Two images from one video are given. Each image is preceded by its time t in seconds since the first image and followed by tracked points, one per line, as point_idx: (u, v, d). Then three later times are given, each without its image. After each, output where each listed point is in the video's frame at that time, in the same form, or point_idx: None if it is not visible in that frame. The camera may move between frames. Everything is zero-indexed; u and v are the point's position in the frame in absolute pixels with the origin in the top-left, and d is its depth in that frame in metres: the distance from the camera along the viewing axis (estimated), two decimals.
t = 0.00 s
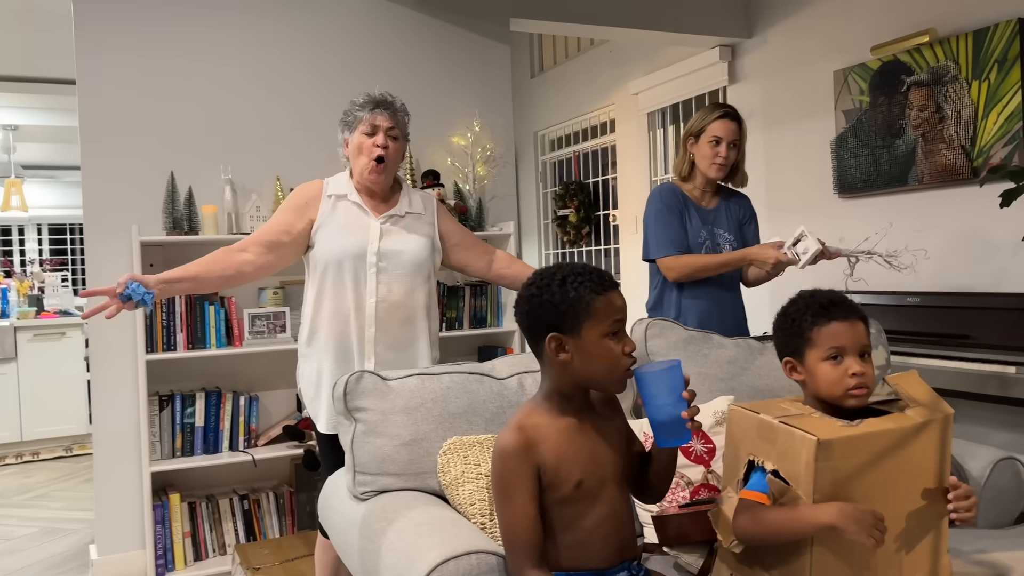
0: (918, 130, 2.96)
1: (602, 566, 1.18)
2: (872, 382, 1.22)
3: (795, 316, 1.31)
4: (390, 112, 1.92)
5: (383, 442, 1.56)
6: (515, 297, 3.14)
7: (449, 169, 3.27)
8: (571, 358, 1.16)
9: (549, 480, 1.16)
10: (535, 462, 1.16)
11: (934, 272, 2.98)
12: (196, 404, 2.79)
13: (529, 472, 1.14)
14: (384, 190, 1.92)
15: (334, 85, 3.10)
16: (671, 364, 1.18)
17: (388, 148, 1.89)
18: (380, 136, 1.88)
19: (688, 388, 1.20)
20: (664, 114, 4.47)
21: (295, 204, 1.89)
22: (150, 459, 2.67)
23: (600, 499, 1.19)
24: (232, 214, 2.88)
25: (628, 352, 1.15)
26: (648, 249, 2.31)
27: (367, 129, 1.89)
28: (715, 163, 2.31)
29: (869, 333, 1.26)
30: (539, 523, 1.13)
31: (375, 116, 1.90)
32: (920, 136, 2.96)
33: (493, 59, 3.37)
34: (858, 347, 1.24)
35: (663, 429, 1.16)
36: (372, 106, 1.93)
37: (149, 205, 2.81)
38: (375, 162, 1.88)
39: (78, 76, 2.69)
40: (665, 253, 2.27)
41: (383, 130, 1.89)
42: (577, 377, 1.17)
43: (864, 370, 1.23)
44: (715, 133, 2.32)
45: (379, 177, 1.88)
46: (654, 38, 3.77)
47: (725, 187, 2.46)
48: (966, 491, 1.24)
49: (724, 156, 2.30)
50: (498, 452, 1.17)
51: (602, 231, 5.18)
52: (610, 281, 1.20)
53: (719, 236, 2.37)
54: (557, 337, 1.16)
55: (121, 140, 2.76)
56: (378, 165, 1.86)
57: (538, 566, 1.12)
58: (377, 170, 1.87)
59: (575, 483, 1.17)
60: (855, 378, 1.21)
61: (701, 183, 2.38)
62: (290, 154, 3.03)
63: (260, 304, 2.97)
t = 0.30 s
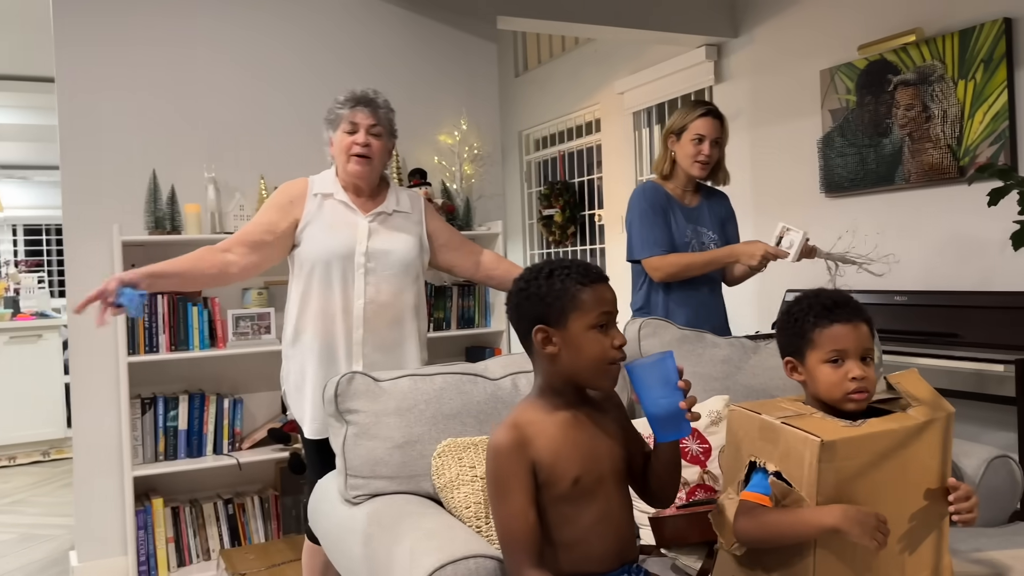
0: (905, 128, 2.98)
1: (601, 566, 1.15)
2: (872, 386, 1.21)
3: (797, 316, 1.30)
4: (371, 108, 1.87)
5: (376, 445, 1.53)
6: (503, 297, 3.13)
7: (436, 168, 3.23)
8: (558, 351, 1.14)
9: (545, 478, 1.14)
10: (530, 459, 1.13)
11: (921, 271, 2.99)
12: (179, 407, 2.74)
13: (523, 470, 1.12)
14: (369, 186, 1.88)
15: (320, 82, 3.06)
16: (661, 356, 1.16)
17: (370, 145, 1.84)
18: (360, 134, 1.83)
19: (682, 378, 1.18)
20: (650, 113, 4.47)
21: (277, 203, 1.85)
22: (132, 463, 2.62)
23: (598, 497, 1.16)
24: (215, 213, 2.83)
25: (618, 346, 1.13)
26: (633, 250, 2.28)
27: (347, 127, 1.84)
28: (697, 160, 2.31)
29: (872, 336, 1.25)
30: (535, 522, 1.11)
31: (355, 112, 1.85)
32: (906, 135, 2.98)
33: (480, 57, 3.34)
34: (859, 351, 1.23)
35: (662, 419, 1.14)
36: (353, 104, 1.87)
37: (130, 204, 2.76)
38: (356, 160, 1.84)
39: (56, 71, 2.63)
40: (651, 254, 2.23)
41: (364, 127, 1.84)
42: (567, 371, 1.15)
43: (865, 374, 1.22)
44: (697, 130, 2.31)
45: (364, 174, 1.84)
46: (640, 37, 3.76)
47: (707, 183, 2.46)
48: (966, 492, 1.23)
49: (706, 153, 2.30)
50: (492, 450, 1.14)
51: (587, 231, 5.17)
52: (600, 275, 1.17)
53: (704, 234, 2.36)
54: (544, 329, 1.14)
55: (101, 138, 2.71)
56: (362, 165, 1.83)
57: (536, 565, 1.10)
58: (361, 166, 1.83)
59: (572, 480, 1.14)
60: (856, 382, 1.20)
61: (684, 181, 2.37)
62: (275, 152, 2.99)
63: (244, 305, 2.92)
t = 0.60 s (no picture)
0: (895, 125, 2.98)
1: (597, 563, 1.12)
2: (875, 391, 1.20)
3: (802, 316, 1.28)
4: (353, 106, 1.81)
5: (368, 444, 1.50)
6: (494, 295, 3.11)
7: (425, 165, 3.20)
8: (540, 347, 1.13)
9: (536, 474, 1.11)
10: (519, 456, 1.11)
11: (911, 268, 2.99)
12: (165, 408, 2.70)
13: (513, 467, 1.10)
14: (354, 184, 1.85)
15: (308, 79, 3.02)
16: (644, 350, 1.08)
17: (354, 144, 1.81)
18: (343, 134, 1.80)
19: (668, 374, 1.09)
20: (639, 111, 4.46)
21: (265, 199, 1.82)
22: (117, 465, 2.58)
23: (593, 493, 1.13)
24: (201, 211, 2.79)
25: (600, 344, 1.09)
26: (621, 249, 2.26)
27: (330, 126, 1.81)
28: (682, 157, 2.29)
29: (876, 340, 1.24)
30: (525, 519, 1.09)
31: (336, 109, 1.80)
32: (897, 133, 2.98)
33: (470, 54, 3.32)
34: (864, 355, 1.21)
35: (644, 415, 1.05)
36: (334, 102, 1.82)
37: (114, 202, 2.71)
38: (340, 158, 1.81)
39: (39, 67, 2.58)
40: (639, 253, 2.22)
41: (347, 125, 1.81)
42: (551, 368, 1.13)
43: (868, 378, 1.21)
44: (683, 127, 2.29)
45: (349, 171, 1.81)
46: (630, 35, 3.75)
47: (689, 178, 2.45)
48: (960, 488, 1.21)
49: (692, 151, 2.29)
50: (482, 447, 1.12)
51: (577, 229, 5.16)
52: (588, 271, 1.15)
53: (690, 231, 2.35)
54: (525, 324, 1.14)
55: (85, 135, 2.66)
56: (346, 164, 1.80)
57: (524, 562, 1.07)
58: (346, 164, 1.80)
59: (564, 477, 1.11)
60: (857, 387, 1.19)
61: (667, 177, 2.36)
62: (262, 148, 2.95)
63: (230, 304, 2.88)
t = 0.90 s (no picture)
0: (887, 123, 2.97)
1: (589, 569, 1.10)
2: (884, 390, 1.19)
3: (816, 311, 1.27)
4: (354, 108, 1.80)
5: (359, 445, 1.47)
6: (485, 295, 3.09)
7: (416, 164, 3.17)
8: (527, 345, 1.11)
9: (527, 478, 1.09)
10: (510, 460, 1.08)
11: (903, 266, 2.99)
12: (152, 410, 2.67)
13: (502, 471, 1.07)
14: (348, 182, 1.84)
15: (296, 76, 2.99)
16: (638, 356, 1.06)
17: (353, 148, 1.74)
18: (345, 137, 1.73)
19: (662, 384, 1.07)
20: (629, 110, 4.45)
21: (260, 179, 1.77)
22: (103, 468, 2.54)
23: (586, 497, 1.10)
24: (188, 210, 2.76)
25: (586, 345, 1.06)
26: (610, 249, 2.24)
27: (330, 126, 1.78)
28: (674, 158, 2.28)
29: (889, 339, 1.22)
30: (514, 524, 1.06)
31: (337, 109, 1.78)
32: (889, 130, 2.97)
33: (461, 51, 3.29)
34: (877, 354, 1.20)
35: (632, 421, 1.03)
36: (334, 102, 1.79)
37: (99, 202, 2.67)
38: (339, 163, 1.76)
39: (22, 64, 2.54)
40: (630, 253, 2.19)
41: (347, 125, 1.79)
42: (538, 368, 1.11)
43: (879, 377, 1.19)
44: (679, 128, 2.27)
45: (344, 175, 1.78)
46: (621, 33, 3.73)
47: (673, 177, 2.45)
48: (960, 494, 1.19)
49: (685, 152, 2.28)
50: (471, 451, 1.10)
51: (567, 229, 5.15)
52: (581, 269, 1.12)
53: (676, 230, 2.33)
54: (514, 322, 1.12)
55: (70, 133, 2.62)
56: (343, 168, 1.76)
57: (511, 565, 1.05)
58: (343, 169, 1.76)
59: (556, 481, 1.09)
60: (869, 385, 1.17)
61: (655, 176, 2.35)
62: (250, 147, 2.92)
63: (218, 305, 2.84)
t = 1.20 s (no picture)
0: (884, 118, 2.94)
1: None
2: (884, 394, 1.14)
3: (807, 317, 1.22)
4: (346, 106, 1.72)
5: (346, 451, 1.42)
6: (477, 294, 3.04)
7: (406, 161, 3.10)
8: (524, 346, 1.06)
9: (518, 490, 1.04)
10: (500, 471, 1.03)
11: (901, 263, 2.95)
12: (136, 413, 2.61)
13: (491, 482, 1.02)
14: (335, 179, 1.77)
15: (283, 72, 2.93)
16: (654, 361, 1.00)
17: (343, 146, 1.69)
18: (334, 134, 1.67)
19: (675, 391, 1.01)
20: (622, 107, 4.41)
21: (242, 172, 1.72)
22: (86, 473, 2.48)
23: (583, 512, 1.05)
24: (173, 209, 2.70)
25: (582, 345, 1.00)
26: (602, 249, 2.18)
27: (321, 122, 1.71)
28: (667, 154, 2.23)
29: (886, 341, 1.17)
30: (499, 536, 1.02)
31: (330, 106, 1.71)
32: (885, 126, 2.94)
33: (451, 46, 3.24)
34: (875, 357, 1.15)
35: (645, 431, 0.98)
36: (328, 98, 1.72)
37: (81, 200, 2.61)
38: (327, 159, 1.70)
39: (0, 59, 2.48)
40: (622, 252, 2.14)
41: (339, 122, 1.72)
42: (535, 371, 1.05)
43: (879, 380, 1.15)
44: (672, 123, 2.23)
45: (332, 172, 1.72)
46: (614, 28, 3.68)
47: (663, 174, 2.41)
48: (968, 500, 1.15)
49: (678, 149, 2.24)
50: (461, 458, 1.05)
51: (560, 228, 5.10)
52: (579, 260, 1.07)
53: (668, 228, 2.28)
54: (510, 322, 1.07)
55: (50, 130, 2.56)
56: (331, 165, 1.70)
57: None
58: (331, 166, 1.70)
59: (550, 495, 1.03)
60: (869, 391, 1.13)
61: (646, 173, 2.30)
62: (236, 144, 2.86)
63: (204, 305, 2.78)
